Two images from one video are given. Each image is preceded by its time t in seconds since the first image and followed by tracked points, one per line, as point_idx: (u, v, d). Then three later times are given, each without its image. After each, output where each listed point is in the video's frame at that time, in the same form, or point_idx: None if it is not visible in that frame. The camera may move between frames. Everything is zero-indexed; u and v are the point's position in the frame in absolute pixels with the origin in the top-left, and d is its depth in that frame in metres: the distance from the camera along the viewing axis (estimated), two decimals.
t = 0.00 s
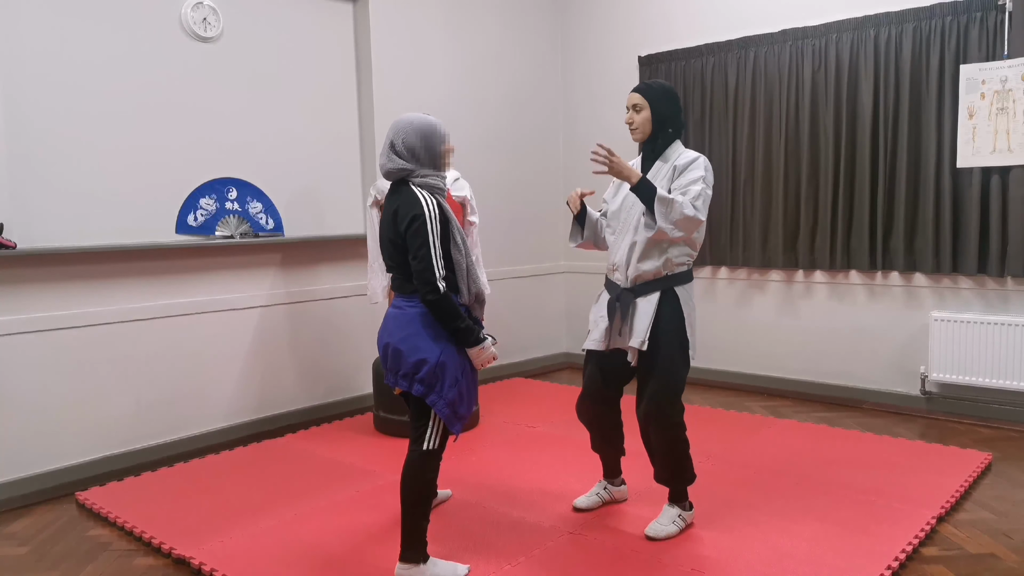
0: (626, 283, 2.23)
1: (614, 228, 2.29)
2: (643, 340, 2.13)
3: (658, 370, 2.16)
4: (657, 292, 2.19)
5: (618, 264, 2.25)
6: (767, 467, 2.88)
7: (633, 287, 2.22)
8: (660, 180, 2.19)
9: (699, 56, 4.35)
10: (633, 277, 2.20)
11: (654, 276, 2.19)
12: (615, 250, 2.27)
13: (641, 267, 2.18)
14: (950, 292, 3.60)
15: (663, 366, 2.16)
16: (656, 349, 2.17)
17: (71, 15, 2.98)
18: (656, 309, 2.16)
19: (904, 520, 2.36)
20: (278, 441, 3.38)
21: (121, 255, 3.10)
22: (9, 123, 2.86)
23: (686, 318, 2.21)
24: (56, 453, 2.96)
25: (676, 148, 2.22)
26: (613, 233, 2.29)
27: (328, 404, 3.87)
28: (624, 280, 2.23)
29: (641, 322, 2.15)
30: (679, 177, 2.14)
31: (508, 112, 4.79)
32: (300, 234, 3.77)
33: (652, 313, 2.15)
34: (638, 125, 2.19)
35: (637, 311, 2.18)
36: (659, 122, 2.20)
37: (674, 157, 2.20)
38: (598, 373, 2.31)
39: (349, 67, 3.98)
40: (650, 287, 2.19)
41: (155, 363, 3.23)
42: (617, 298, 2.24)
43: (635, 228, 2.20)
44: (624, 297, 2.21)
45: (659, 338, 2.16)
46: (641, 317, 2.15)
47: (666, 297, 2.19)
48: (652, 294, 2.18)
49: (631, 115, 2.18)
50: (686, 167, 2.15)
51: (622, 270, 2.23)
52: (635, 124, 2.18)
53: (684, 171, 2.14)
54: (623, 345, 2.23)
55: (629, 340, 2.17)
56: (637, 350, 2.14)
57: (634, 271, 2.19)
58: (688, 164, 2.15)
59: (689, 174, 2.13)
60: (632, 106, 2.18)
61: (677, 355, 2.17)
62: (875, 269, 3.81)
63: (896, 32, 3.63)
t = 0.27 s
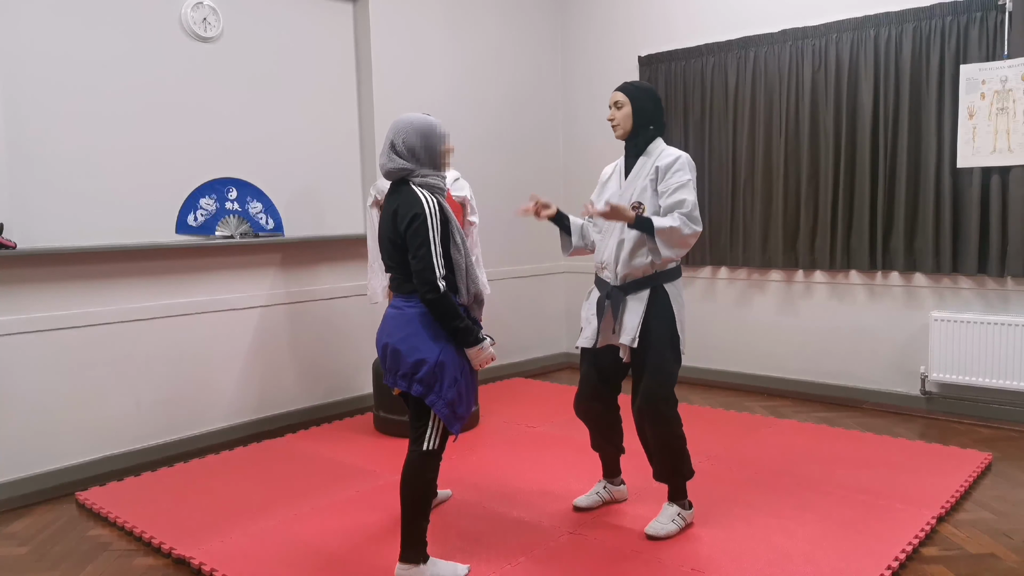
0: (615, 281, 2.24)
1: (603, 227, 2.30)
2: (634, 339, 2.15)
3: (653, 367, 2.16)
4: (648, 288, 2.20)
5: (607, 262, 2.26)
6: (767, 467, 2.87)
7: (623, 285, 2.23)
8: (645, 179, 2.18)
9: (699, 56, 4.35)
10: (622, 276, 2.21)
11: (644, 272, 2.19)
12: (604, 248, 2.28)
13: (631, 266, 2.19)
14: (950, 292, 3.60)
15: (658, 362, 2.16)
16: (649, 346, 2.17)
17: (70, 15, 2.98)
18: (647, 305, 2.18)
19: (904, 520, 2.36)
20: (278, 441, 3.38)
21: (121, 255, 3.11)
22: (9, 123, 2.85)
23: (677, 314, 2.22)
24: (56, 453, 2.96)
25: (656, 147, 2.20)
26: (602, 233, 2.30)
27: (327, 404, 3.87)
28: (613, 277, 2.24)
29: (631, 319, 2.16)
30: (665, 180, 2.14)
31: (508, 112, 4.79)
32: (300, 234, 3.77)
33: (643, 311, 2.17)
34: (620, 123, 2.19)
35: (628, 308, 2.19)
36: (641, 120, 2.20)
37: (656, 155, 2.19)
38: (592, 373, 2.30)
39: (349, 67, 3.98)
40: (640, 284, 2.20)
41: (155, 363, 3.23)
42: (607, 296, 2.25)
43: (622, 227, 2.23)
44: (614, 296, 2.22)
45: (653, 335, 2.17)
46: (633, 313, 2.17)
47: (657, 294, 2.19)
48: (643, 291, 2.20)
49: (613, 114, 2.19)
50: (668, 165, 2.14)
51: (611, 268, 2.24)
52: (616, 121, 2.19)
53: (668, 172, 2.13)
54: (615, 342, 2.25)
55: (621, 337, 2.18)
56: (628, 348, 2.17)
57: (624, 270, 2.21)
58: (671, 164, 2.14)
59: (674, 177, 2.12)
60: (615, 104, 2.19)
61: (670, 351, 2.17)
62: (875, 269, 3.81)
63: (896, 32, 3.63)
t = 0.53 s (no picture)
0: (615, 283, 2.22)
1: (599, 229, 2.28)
2: (637, 339, 2.14)
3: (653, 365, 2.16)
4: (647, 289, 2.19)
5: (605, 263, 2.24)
6: (767, 467, 2.88)
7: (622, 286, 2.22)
8: (638, 180, 2.18)
9: (699, 56, 4.35)
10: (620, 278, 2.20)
11: (642, 274, 2.18)
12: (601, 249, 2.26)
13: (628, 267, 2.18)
14: (950, 291, 3.60)
15: (659, 361, 2.16)
16: (650, 344, 2.17)
17: (70, 14, 2.98)
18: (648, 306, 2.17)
19: (904, 520, 2.36)
20: (278, 441, 3.38)
21: (121, 255, 3.11)
22: (8, 123, 2.85)
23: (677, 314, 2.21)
24: (56, 453, 2.96)
25: (647, 143, 2.20)
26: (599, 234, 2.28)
27: (328, 404, 3.87)
28: (614, 278, 2.23)
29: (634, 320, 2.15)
30: (659, 180, 2.12)
31: (508, 112, 4.79)
32: (300, 234, 3.77)
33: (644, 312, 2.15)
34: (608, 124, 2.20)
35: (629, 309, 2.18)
36: (628, 117, 2.20)
37: (647, 153, 2.18)
38: (593, 371, 2.30)
39: (349, 67, 3.98)
40: (639, 285, 2.19)
41: (155, 363, 3.23)
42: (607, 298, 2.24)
43: (617, 228, 2.22)
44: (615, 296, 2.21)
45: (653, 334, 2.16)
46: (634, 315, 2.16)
47: (657, 294, 2.19)
48: (643, 292, 2.19)
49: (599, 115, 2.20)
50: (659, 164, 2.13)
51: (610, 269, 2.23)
52: (603, 122, 2.20)
53: (659, 173, 2.12)
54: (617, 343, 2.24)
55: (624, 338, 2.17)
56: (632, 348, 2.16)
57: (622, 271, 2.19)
58: (662, 164, 2.12)
59: (667, 177, 2.11)
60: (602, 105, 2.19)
61: (670, 350, 2.17)
62: (875, 269, 3.81)
63: (896, 32, 3.63)
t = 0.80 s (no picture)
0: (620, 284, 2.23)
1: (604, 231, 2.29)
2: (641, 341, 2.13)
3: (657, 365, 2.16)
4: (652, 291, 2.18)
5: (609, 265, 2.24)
6: (767, 467, 2.88)
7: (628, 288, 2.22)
8: (640, 181, 2.17)
9: (699, 56, 4.35)
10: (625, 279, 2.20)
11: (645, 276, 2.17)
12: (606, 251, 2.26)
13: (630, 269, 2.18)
14: (950, 292, 3.61)
15: (663, 360, 2.15)
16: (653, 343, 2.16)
17: (71, 15, 2.98)
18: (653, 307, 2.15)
19: (904, 519, 2.36)
20: (278, 441, 3.38)
21: (121, 255, 3.11)
22: (8, 123, 2.85)
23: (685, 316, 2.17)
24: (56, 453, 2.96)
25: (651, 143, 2.20)
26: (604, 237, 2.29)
27: (328, 404, 3.87)
28: (619, 281, 2.23)
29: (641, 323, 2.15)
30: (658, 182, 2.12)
31: (508, 112, 4.79)
32: (300, 234, 3.77)
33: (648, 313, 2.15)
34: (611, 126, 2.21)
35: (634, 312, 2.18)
36: (632, 116, 2.19)
37: (651, 154, 2.18)
38: (599, 370, 2.32)
39: (349, 67, 3.98)
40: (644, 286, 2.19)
41: (155, 363, 3.23)
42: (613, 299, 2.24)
43: (621, 231, 2.22)
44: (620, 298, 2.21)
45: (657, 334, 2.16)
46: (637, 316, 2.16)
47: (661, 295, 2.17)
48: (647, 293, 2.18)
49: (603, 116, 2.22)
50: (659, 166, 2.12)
51: (614, 270, 2.23)
52: (608, 125, 2.21)
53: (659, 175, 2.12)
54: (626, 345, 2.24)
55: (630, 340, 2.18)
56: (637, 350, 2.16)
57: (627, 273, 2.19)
58: (663, 164, 2.12)
59: (667, 178, 2.10)
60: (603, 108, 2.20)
61: (675, 350, 2.15)
62: (875, 269, 3.81)
63: (896, 32, 3.63)
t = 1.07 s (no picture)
0: (628, 286, 2.23)
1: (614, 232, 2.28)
2: (650, 344, 2.13)
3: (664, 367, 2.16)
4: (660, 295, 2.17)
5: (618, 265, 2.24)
6: (767, 467, 2.88)
7: (636, 289, 2.22)
8: (649, 181, 2.16)
9: (699, 56, 4.35)
10: (633, 281, 2.20)
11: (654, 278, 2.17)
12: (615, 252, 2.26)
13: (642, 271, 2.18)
14: (950, 292, 3.61)
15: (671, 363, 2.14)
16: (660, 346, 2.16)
17: (71, 15, 2.98)
18: (659, 311, 2.15)
19: (904, 519, 2.36)
20: (278, 441, 3.38)
21: (121, 256, 3.11)
22: (8, 123, 2.85)
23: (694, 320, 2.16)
24: (56, 453, 2.96)
25: (660, 142, 2.19)
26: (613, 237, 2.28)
27: (328, 404, 3.87)
28: (627, 282, 2.23)
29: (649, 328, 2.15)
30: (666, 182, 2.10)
31: (508, 112, 4.79)
32: (300, 234, 3.77)
33: (656, 315, 2.15)
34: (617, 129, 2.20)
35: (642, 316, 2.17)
36: (640, 115, 2.18)
37: (659, 154, 2.17)
38: (608, 372, 2.33)
39: (349, 67, 3.98)
40: (652, 288, 2.19)
41: (155, 363, 3.23)
42: (621, 301, 2.25)
43: (629, 232, 2.21)
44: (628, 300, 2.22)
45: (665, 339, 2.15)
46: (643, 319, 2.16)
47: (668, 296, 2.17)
48: (655, 296, 2.18)
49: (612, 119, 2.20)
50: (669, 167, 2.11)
51: (623, 271, 2.23)
52: (615, 124, 2.20)
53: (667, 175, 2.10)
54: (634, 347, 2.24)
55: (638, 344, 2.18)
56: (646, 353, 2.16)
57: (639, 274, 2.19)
58: (672, 165, 2.11)
59: (676, 179, 2.09)
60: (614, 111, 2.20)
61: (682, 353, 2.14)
62: (875, 269, 3.81)
63: (896, 32, 3.63)
